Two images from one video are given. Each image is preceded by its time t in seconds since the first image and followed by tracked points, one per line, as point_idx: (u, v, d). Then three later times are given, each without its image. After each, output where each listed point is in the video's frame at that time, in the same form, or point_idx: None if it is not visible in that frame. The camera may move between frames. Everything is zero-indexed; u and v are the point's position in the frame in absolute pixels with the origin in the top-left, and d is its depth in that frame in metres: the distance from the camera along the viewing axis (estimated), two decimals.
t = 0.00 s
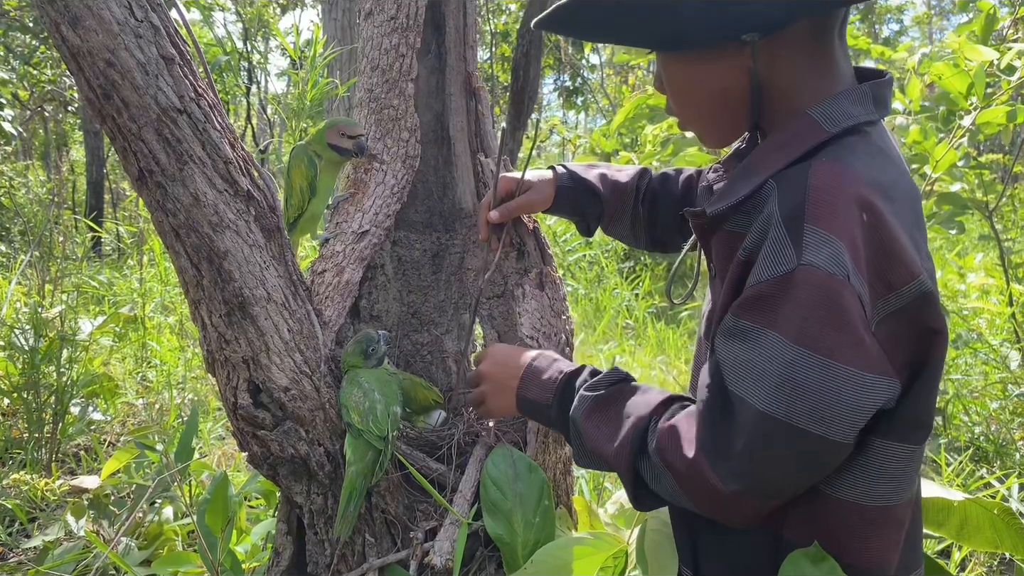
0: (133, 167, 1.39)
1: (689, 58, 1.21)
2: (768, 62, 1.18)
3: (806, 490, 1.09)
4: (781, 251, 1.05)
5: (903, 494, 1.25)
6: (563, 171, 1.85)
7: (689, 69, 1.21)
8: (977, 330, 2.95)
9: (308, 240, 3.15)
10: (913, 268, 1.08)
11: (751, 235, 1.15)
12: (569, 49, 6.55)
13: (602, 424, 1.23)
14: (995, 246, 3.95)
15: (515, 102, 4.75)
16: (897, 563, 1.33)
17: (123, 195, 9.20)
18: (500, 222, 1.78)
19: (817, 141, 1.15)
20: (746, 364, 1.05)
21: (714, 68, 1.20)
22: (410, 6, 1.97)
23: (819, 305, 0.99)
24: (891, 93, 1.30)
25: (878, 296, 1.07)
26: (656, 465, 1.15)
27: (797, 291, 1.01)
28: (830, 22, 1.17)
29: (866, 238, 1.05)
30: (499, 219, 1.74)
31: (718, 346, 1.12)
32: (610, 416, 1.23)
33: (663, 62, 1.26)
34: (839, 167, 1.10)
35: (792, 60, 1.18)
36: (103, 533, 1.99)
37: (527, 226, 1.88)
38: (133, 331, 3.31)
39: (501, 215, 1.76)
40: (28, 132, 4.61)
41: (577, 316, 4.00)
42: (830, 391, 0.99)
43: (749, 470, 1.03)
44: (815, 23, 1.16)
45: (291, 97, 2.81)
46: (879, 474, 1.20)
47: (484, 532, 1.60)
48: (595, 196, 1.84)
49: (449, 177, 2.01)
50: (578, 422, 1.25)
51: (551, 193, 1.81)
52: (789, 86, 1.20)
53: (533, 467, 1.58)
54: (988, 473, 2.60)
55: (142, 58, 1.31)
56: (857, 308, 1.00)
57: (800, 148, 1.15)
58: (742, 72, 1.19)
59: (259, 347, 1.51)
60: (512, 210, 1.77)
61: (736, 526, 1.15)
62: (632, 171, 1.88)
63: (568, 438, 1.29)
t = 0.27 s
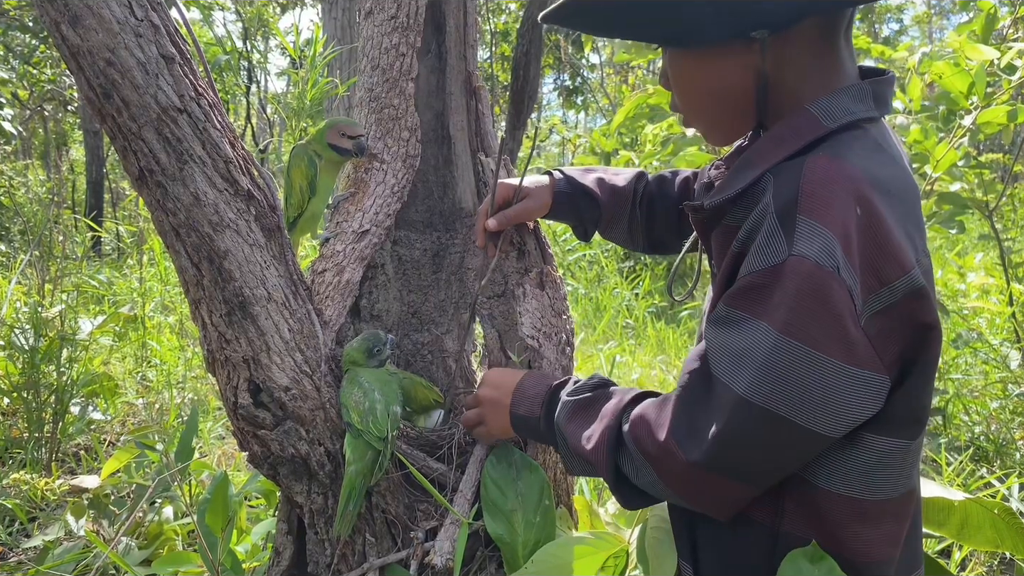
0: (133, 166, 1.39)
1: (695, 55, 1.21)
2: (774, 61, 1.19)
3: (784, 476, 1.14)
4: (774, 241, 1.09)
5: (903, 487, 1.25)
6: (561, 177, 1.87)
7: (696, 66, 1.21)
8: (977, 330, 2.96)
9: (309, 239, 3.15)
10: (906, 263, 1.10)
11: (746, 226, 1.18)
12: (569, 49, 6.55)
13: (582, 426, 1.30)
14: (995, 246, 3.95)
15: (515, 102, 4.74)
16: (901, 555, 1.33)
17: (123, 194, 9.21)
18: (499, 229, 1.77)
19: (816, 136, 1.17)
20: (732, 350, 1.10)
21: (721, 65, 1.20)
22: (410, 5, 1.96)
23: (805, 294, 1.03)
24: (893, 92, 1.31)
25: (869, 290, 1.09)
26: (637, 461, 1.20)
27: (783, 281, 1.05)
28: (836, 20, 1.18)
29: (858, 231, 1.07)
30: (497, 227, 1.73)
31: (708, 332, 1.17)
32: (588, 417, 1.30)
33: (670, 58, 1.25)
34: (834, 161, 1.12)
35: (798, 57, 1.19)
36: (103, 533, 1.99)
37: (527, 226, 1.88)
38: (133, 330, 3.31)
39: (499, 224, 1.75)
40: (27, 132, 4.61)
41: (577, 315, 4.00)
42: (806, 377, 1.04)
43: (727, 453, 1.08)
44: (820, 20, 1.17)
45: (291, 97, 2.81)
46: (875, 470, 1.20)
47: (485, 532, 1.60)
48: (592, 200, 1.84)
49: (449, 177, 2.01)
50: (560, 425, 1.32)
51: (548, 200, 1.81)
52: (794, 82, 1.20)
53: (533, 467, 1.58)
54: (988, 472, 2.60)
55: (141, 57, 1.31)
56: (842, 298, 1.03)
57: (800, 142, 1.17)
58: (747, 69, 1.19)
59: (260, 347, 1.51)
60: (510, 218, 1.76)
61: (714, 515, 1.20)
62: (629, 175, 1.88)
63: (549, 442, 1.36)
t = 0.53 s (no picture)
0: (134, 165, 1.39)
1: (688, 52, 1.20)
2: (768, 58, 1.18)
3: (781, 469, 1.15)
4: (765, 241, 1.09)
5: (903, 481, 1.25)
6: (566, 173, 1.86)
7: (691, 62, 1.21)
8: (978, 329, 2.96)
9: (309, 238, 3.15)
10: (900, 260, 1.10)
11: (737, 226, 1.19)
12: (569, 48, 6.56)
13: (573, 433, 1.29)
14: (995, 245, 3.95)
15: (515, 101, 4.74)
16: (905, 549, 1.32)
17: (123, 194, 9.20)
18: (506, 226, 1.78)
19: (807, 136, 1.17)
20: (725, 350, 1.10)
21: (717, 63, 1.19)
22: (410, 5, 1.96)
23: (797, 294, 1.03)
24: (887, 90, 1.30)
25: (864, 289, 1.09)
26: (632, 463, 1.20)
27: (775, 281, 1.05)
28: (832, 19, 1.18)
29: (850, 230, 1.08)
30: (505, 224, 1.74)
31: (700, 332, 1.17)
32: (578, 423, 1.30)
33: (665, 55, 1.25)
34: (825, 161, 1.12)
35: (792, 56, 1.19)
36: (103, 533, 1.99)
37: (529, 225, 1.88)
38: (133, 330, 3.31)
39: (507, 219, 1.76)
40: (27, 132, 4.61)
41: (578, 315, 4.00)
42: (803, 375, 1.05)
43: (724, 452, 1.08)
44: (815, 18, 1.16)
45: (291, 96, 2.81)
46: (873, 466, 1.20)
47: (486, 531, 1.60)
48: (597, 197, 1.84)
49: (450, 176, 2.01)
50: (551, 433, 1.31)
51: (554, 196, 1.82)
52: (787, 81, 1.20)
53: (534, 467, 1.58)
54: (989, 472, 2.61)
55: (142, 56, 1.31)
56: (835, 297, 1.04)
57: (791, 142, 1.18)
58: (742, 67, 1.19)
59: (261, 346, 1.51)
60: (519, 214, 1.77)
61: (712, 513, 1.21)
62: (634, 173, 1.88)
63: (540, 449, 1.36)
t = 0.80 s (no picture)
0: (136, 164, 1.39)
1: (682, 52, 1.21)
2: (762, 57, 1.19)
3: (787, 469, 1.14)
4: (759, 239, 1.09)
5: (906, 476, 1.25)
6: (580, 166, 1.88)
7: (685, 61, 1.22)
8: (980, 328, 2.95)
9: (310, 238, 3.15)
10: (894, 253, 1.10)
11: (731, 225, 1.19)
12: (570, 48, 6.56)
13: (579, 440, 1.28)
14: (997, 244, 3.95)
15: (516, 100, 4.74)
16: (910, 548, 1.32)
17: (124, 194, 9.21)
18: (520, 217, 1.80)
19: (799, 133, 1.17)
20: (724, 350, 1.10)
21: (710, 62, 1.21)
22: (411, 3, 1.96)
23: (793, 289, 1.03)
24: (879, 86, 1.30)
25: (858, 282, 1.10)
26: (638, 467, 1.19)
27: (771, 278, 1.05)
28: (825, 17, 1.19)
29: (842, 224, 1.08)
30: (519, 214, 1.76)
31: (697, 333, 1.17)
32: (583, 430, 1.29)
33: (659, 55, 1.26)
34: (816, 157, 1.13)
35: (783, 54, 1.19)
36: (105, 532, 1.99)
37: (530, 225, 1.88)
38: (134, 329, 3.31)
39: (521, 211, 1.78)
40: (28, 131, 4.61)
41: (579, 314, 4.00)
42: (804, 370, 1.04)
43: (730, 452, 1.08)
44: (805, 18, 1.18)
45: (292, 95, 2.81)
46: (875, 461, 1.20)
47: (488, 530, 1.60)
48: (609, 192, 1.84)
49: (452, 175, 2.01)
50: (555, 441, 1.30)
51: (569, 188, 1.84)
52: (779, 79, 1.21)
53: (536, 466, 1.58)
54: (991, 471, 2.60)
55: (144, 55, 1.31)
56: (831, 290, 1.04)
57: (783, 140, 1.18)
58: (735, 65, 1.20)
59: (263, 345, 1.51)
60: (534, 205, 1.78)
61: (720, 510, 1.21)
62: (647, 170, 1.87)
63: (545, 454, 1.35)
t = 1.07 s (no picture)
0: (136, 164, 1.39)
1: (681, 52, 1.22)
2: (760, 55, 1.19)
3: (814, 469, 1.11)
4: (766, 234, 1.08)
5: (910, 476, 1.27)
6: (574, 163, 1.85)
7: (683, 59, 1.22)
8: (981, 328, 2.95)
9: (312, 237, 3.15)
10: (897, 248, 1.11)
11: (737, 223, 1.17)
12: (570, 47, 6.56)
13: (612, 447, 1.25)
14: (998, 243, 3.94)
15: (517, 100, 4.74)
16: (907, 547, 1.34)
17: (126, 194, 9.23)
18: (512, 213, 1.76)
19: (801, 129, 1.17)
20: (742, 351, 1.07)
21: (707, 61, 1.21)
22: (412, 3, 1.96)
23: (808, 281, 1.02)
24: (876, 83, 1.30)
25: (863, 277, 1.09)
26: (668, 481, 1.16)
27: (784, 271, 1.04)
28: (821, 14, 1.18)
29: (848, 218, 1.08)
30: (511, 209, 1.72)
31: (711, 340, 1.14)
32: (615, 436, 1.26)
33: (656, 55, 1.27)
34: (820, 152, 1.12)
35: (780, 51, 1.19)
36: (106, 532, 1.99)
37: (531, 224, 1.88)
38: (135, 329, 3.32)
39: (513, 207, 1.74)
40: (29, 131, 4.62)
41: (580, 313, 4.00)
42: (827, 362, 1.03)
43: (759, 454, 1.04)
44: (804, 13, 1.16)
45: (293, 95, 2.81)
46: (881, 460, 1.21)
47: (489, 530, 1.60)
48: (603, 188, 1.81)
49: (453, 175, 2.01)
50: (587, 446, 1.27)
51: (562, 184, 1.80)
52: (775, 77, 1.20)
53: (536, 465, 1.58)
54: (992, 470, 2.60)
55: (145, 55, 1.31)
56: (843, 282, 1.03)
57: (785, 136, 1.17)
58: (733, 63, 1.20)
59: (264, 345, 1.51)
60: (525, 201, 1.75)
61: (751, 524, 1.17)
62: (642, 168, 1.85)
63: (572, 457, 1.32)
